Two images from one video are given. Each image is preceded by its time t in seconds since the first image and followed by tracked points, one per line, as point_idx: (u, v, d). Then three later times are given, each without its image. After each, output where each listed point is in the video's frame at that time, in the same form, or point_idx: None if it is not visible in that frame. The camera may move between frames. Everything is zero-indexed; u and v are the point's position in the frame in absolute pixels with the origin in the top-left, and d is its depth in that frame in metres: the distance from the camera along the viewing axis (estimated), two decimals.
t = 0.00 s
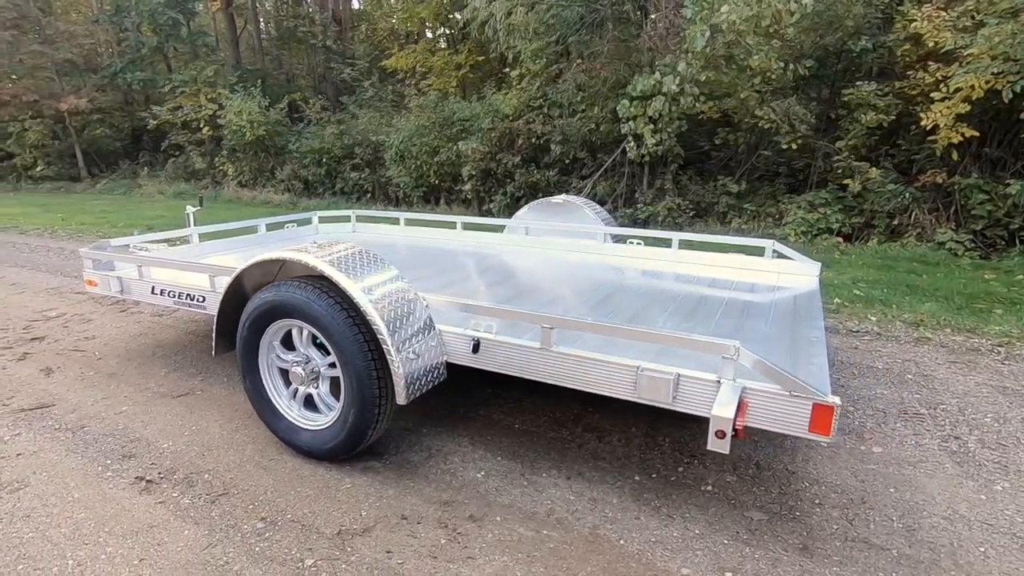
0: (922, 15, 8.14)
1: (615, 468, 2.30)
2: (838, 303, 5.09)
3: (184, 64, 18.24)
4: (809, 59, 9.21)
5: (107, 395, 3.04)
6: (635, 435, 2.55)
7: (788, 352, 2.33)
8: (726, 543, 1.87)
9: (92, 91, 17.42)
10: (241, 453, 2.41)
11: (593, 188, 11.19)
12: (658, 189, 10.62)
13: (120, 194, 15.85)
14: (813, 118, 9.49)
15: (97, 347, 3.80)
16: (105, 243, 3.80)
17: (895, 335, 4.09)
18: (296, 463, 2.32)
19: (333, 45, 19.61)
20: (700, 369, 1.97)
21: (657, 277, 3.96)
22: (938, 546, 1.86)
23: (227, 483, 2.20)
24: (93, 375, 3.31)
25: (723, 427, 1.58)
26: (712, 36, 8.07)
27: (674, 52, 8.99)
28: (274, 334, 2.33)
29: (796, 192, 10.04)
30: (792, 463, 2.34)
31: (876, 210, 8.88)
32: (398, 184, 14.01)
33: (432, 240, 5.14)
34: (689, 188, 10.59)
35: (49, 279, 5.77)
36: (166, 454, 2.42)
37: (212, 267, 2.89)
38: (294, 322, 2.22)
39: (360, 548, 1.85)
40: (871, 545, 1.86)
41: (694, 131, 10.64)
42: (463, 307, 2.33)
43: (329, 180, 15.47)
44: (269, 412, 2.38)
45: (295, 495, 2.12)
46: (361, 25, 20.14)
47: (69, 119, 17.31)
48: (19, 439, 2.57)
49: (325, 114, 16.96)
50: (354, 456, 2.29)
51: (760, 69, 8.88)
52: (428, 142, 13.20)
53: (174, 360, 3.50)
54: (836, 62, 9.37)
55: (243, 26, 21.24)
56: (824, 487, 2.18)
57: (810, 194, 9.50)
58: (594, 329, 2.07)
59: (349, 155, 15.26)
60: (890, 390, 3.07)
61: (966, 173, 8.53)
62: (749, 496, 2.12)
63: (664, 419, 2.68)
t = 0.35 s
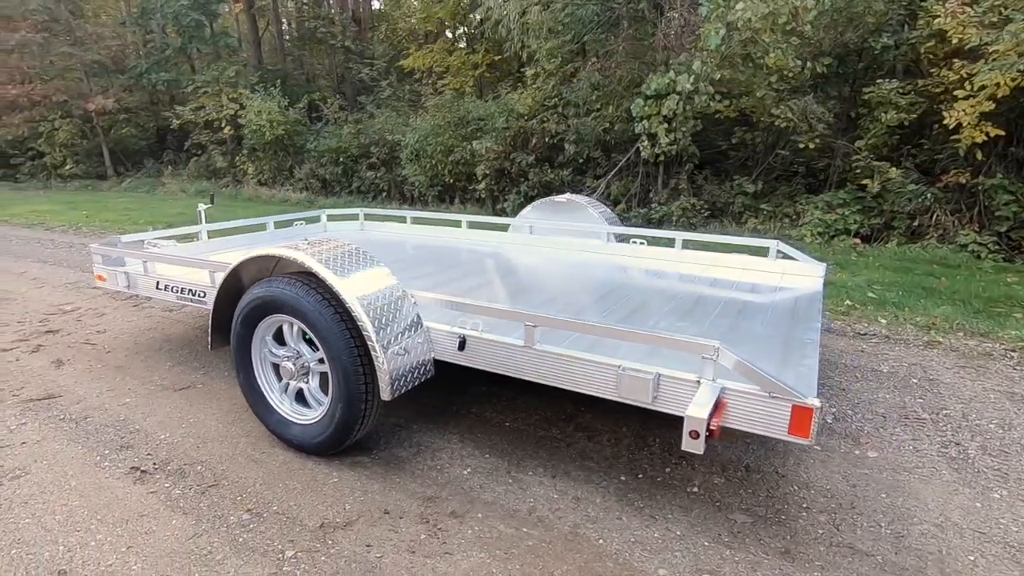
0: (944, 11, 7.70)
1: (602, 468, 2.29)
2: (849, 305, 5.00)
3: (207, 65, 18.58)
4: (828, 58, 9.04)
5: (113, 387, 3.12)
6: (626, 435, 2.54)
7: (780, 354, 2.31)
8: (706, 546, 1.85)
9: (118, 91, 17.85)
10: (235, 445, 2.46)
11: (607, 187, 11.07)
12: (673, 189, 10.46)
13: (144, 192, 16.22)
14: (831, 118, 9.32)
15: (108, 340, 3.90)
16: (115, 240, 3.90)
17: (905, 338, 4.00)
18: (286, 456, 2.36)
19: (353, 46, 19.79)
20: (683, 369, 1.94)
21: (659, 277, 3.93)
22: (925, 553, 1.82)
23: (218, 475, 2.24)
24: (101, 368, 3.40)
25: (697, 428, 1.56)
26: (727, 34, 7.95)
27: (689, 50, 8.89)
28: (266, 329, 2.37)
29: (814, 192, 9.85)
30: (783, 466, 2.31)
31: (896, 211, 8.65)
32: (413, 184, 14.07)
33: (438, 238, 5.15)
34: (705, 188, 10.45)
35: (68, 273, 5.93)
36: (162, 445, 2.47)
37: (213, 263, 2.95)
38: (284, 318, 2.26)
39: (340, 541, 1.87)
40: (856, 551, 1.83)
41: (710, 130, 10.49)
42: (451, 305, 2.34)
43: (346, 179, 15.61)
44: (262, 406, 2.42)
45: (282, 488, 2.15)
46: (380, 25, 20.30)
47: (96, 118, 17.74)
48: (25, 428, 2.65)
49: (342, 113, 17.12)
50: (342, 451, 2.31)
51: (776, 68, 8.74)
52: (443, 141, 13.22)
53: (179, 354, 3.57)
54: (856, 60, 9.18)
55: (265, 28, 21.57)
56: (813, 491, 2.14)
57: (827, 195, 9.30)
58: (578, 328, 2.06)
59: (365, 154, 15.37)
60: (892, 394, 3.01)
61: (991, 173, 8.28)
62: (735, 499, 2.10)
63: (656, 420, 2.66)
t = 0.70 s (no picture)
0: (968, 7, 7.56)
1: (590, 467, 2.28)
2: (859, 307, 4.91)
3: (227, 66, 18.87)
4: (845, 57, 8.87)
5: (119, 380, 3.20)
6: (617, 435, 2.53)
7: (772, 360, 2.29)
8: (688, 547, 1.84)
9: (142, 91, 18.24)
10: (230, 439, 2.50)
11: (620, 187, 10.94)
12: (686, 189, 10.32)
13: (165, 190, 16.54)
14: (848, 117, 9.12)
15: (118, 334, 3.99)
16: (125, 237, 3.99)
17: (913, 341, 3.92)
18: (279, 451, 2.39)
19: (370, 46, 19.95)
20: (668, 369, 1.93)
21: (660, 277, 3.90)
22: (913, 560, 1.79)
23: (211, 467, 2.29)
24: (109, 362, 3.49)
25: (673, 428, 1.55)
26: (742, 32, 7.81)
27: (702, 49, 8.79)
28: (261, 325, 2.42)
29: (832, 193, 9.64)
30: (775, 469, 2.28)
31: (914, 213, 8.43)
32: (426, 183, 14.11)
33: (444, 237, 5.18)
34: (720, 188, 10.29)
35: (85, 269, 6.08)
36: (160, 437, 2.53)
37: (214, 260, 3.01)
38: (277, 314, 2.29)
39: (324, 535, 1.89)
40: (841, 557, 1.80)
41: (725, 129, 10.33)
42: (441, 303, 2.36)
43: (361, 178, 15.73)
44: (257, 400, 2.46)
45: (272, 481, 2.18)
46: (397, 26, 20.44)
47: (120, 118, 18.14)
48: (32, 419, 2.74)
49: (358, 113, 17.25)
50: (333, 446, 2.34)
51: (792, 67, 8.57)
52: (457, 140, 13.25)
53: (184, 349, 3.64)
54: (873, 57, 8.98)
55: (285, 28, 21.83)
56: (803, 495, 2.11)
57: (844, 195, 9.11)
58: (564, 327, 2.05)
59: (380, 153, 15.47)
60: (895, 398, 2.95)
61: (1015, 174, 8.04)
62: (722, 500, 2.08)
63: (648, 421, 2.65)
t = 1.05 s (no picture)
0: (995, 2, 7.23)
1: (577, 468, 2.28)
2: (871, 311, 4.81)
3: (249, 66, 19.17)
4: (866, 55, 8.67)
5: (127, 374, 3.28)
6: (608, 437, 2.52)
7: (761, 368, 2.29)
8: (669, 549, 1.83)
9: (166, 91, 18.63)
10: (227, 433, 2.55)
11: (634, 186, 10.78)
12: (702, 189, 10.13)
13: (186, 189, 16.87)
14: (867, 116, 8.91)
15: (129, 329, 4.10)
16: (136, 234, 4.09)
17: (923, 346, 3.83)
18: (272, 445, 2.43)
19: (389, 46, 20.10)
20: (652, 370, 1.93)
21: (662, 278, 3.89)
22: (899, 568, 1.76)
23: (206, 460, 2.34)
24: (118, 355, 3.58)
25: (647, 429, 1.54)
26: (759, 31, 7.64)
27: (718, 47, 8.66)
28: (256, 322, 2.46)
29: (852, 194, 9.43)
30: (765, 473, 2.25)
31: (936, 214, 8.17)
32: (441, 183, 14.15)
33: (450, 237, 5.21)
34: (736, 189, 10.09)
35: (104, 265, 6.24)
36: (160, 430, 2.59)
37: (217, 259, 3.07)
38: (271, 311, 2.34)
39: (309, 529, 1.92)
40: (826, 564, 1.77)
41: (742, 129, 10.17)
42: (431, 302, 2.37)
43: (377, 177, 15.85)
44: (253, 396, 2.51)
45: (264, 475, 2.22)
46: (416, 26, 20.56)
47: (145, 118, 18.55)
48: (40, 410, 2.83)
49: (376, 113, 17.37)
50: (325, 442, 2.37)
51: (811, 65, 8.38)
52: (472, 140, 13.27)
53: (191, 344, 3.72)
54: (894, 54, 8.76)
55: (306, 29, 22.11)
56: (791, 500, 2.08)
57: (863, 196, 8.85)
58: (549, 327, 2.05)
59: (397, 153, 15.56)
60: (897, 403, 2.89)
61: None
62: (708, 503, 2.06)
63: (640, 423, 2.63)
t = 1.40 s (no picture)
0: None
1: (568, 469, 2.28)
2: (882, 314, 4.71)
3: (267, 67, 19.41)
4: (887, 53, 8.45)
5: (134, 368, 3.36)
6: (601, 439, 2.51)
7: (754, 370, 2.27)
8: (653, 552, 1.82)
9: (187, 92, 18.97)
10: (225, 428, 2.59)
11: (648, 186, 10.63)
12: (717, 189, 9.98)
13: (206, 187, 17.18)
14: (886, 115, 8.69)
15: (140, 325, 4.19)
16: (147, 232, 4.17)
17: (933, 350, 3.75)
18: (268, 441, 2.47)
19: (405, 46, 20.19)
20: (638, 372, 1.92)
21: (664, 278, 3.86)
22: None
23: (203, 455, 2.38)
24: (128, 350, 3.66)
25: (626, 432, 1.53)
26: (775, 29, 7.45)
27: (733, 45, 8.52)
28: (253, 319, 2.50)
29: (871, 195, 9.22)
30: (757, 478, 2.23)
31: (958, 215, 7.91)
32: (455, 182, 14.17)
33: (456, 236, 5.23)
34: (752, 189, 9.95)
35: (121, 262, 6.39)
36: (161, 424, 2.65)
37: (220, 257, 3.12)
38: (266, 308, 2.38)
39: (297, 524, 1.95)
40: (812, 571, 1.75)
41: (758, 129, 10.00)
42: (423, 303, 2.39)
43: (393, 176, 15.95)
44: (250, 392, 2.55)
45: (257, 470, 2.26)
46: (433, 26, 20.62)
47: (167, 118, 18.90)
48: (48, 403, 2.90)
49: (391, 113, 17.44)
50: (318, 439, 2.40)
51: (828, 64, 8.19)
52: (486, 140, 13.28)
53: (198, 340, 3.79)
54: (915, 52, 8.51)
55: (324, 30, 22.31)
56: (781, 506, 2.05)
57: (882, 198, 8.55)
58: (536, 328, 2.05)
59: (411, 152, 15.63)
60: (900, 409, 2.84)
61: None
62: (697, 507, 2.05)
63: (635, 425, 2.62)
